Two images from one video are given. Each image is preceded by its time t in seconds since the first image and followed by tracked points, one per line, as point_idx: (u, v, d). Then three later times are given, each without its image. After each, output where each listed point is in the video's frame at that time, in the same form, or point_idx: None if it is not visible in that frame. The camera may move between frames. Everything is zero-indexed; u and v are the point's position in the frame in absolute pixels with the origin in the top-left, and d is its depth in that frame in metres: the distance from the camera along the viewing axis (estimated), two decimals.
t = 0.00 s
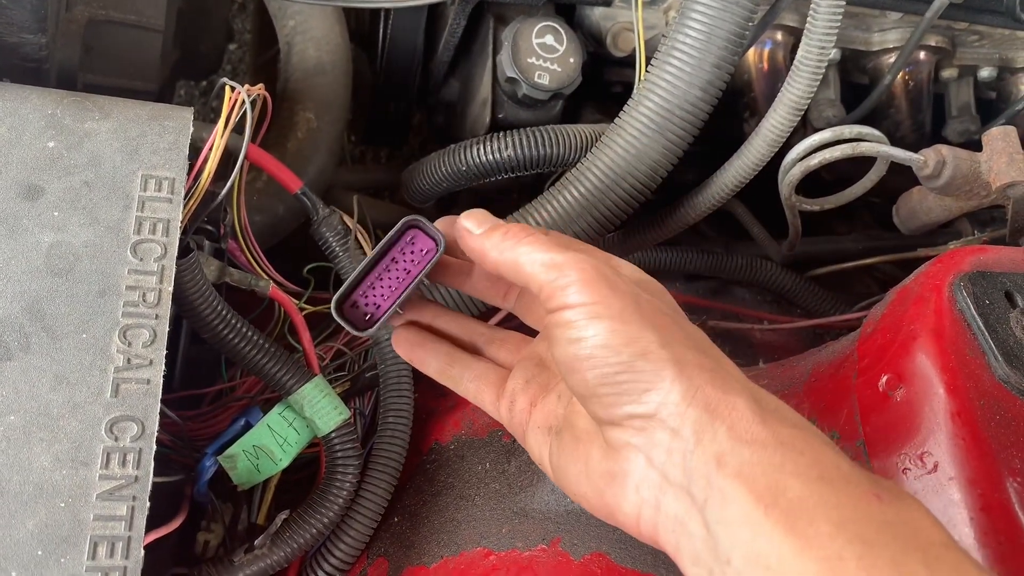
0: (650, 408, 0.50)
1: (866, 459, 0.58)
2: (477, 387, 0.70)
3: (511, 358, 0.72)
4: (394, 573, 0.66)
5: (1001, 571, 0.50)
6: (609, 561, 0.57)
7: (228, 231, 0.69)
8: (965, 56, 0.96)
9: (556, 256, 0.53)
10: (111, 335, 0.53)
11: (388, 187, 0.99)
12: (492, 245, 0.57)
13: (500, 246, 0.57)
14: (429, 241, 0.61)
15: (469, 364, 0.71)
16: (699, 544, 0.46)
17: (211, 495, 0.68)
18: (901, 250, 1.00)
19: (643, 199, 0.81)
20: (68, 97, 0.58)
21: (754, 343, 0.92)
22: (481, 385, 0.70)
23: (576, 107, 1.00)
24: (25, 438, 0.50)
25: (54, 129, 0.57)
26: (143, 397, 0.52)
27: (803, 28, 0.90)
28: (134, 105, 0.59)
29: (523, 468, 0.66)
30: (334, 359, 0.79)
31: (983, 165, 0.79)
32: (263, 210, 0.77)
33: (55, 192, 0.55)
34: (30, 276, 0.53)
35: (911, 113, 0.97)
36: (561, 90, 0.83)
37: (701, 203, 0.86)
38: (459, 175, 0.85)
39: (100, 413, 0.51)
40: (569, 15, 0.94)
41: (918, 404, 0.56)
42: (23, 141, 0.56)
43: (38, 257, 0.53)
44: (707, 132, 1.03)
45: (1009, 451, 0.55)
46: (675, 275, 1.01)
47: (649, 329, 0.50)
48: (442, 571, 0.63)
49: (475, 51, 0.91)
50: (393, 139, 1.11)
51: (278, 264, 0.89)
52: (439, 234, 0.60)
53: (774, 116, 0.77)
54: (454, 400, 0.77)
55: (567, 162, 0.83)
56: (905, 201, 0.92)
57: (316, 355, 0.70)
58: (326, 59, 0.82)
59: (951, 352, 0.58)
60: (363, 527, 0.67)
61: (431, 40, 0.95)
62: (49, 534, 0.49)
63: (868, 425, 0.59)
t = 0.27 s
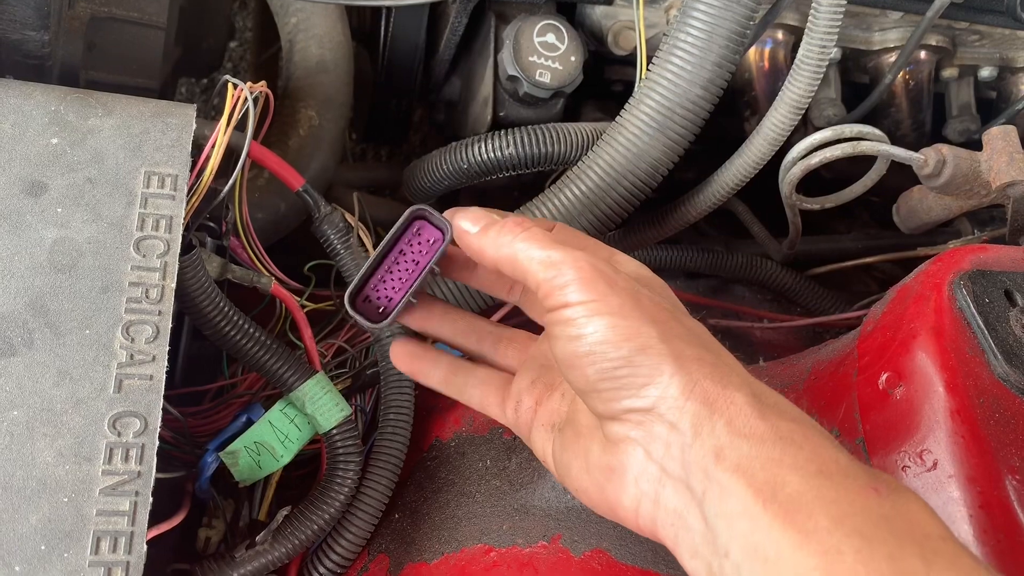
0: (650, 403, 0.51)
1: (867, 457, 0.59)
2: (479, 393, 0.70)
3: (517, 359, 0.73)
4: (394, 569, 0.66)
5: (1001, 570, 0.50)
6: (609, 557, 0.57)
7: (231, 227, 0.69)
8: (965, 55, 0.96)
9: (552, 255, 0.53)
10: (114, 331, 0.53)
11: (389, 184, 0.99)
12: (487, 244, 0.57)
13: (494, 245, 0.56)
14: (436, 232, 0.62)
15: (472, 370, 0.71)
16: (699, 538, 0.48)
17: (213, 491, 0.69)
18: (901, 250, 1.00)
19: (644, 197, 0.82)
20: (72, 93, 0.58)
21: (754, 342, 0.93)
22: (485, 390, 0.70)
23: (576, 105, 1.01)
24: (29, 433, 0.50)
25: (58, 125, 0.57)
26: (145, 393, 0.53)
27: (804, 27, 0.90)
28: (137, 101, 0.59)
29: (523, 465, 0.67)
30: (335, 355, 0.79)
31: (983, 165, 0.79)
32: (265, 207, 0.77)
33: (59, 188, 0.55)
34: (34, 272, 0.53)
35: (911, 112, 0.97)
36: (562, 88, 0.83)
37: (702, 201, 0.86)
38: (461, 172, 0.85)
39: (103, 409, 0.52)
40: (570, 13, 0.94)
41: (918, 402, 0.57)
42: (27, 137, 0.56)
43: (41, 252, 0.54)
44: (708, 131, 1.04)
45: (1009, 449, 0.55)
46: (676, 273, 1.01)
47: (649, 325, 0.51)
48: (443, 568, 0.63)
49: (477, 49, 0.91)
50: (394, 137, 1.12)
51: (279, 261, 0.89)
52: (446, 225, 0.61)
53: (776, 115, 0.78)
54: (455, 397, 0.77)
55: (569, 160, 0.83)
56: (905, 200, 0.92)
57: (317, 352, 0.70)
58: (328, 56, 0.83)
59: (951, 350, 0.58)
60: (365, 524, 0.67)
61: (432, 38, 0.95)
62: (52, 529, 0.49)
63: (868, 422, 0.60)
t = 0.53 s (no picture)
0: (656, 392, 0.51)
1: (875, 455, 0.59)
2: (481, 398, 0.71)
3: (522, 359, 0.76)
4: (400, 567, 0.66)
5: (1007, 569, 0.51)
6: (617, 556, 0.58)
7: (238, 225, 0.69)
8: (972, 55, 0.96)
9: (556, 242, 0.54)
10: (123, 327, 0.53)
11: (394, 182, 0.99)
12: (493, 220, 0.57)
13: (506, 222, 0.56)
14: (462, 216, 0.65)
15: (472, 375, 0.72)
16: (707, 526, 0.48)
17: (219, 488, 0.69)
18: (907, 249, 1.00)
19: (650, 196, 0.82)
20: (80, 90, 0.58)
21: (760, 342, 0.93)
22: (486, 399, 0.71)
23: (582, 103, 1.00)
24: (37, 429, 0.50)
25: (66, 121, 0.57)
26: (154, 390, 0.53)
27: (811, 26, 0.89)
28: (145, 98, 0.59)
29: (530, 463, 0.67)
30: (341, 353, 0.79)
31: (991, 164, 0.79)
32: (271, 204, 0.77)
33: (67, 185, 0.55)
34: (43, 268, 0.53)
35: (918, 112, 0.97)
36: (569, 86, 0.83)
37: (709, 199, 0.87)
38: (467, 170, 0.85)
39: (111, 405, 0.52)
40: (576, 10, 0.93)
41: (926, 402, 0.57)
42: (35, 133, 0.56)
43: (50, 249, 0.54)
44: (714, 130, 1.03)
45: (1016, 449, 0.55)
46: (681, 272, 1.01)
47: (650, 314, 0.51)
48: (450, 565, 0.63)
49: (483, 46, 0.91)
50: (399, 134, 1.12)
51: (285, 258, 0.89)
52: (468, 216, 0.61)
53: (783, 113, 0.77)
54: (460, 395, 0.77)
55: (575, 158, 0.83)
56: (912, 199, 0.92)
57: (324, 349, 0.70)
58: (334, 53, 0.82)
59: (959, 350, 0.58)
60: (371, 521, 0.67)
61: (438, 36, 0.95)
62: (61, 525, 0.49)
63: (876, 422, 0.60)
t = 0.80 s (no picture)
0: (705, 333, 0.59)
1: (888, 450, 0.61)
2: (534, 357, 0.72)
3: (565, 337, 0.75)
4: (408, 565, 0.66)
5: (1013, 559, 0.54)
6: (625, 554, 0.58)
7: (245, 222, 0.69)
8: (982, 53, 0.95)
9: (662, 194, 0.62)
10: (131, 323, 0.53)
11: (400, 179, 0.99)
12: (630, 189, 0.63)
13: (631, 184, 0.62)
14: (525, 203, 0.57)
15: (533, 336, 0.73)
16: (741, 459, 0.53)
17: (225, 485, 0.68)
18: (915, 248, 1.00)
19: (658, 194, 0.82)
20: (88, 84, 0.58)
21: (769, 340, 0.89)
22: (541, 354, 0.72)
23: (589, 100, 1.00)
24: (47, 425, 0.50)
25: (74, 116, 0.56)
26: (162, 386, 0.53)
27: (821, 23, 0.89)
28: (153, 93, 0.58)
29: (537, 460, 0.66)
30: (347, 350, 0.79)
31: (1001, 163, 0.79)
32: (279, 200, 0.77)
33: (75, 180, 0.55)
34: (52, 264, 0.53)
35: (927, 109, 0.96)
36: (577, 82, 0.82)
37: (718, 197, 0.87)
38: (475, 167, 0.85)
39: (120, 402, 0.52)
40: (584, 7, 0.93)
41: (938, 400, 0.59)
42: (44, 128, 0.56)
43: (59, 244, 0.53)
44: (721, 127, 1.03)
45: None
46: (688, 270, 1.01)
47: (723, 265, 0.59)
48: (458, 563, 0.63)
49: (490, 42, 0.91)
50: (405, 131, 1.11)
51: (292, 254, 0.89)
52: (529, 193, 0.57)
53: (793, 111, 0.77)
54: (467, 392, 0.76)
55: (583, 155, 0.83)
56: (922, 198, 0.92)
57: (331, 346, 0.70)
58: (342, 49, 0.82)
59: (971, 350, 0.60)
60: (378, 518, 0.67)
61: (445, 32, 0.94)
62: (71, 521, 0.49)
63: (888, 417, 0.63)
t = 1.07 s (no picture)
0: (744, 298, 0.60)
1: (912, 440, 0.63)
2: (586, 343, 0.76)
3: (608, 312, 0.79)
4: (422, 557, 0.66)
5: None
6: (643, 546, 0.58)
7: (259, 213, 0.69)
8: (997, 46, 0.93)
9: (652, 189, 0.62)
10: (148, 312, 0.53)
11: (412, 172, 0.99)
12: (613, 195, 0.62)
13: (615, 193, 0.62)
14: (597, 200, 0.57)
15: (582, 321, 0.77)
16: (789, 412, 0.56)
17: (239, 475, 0.68)
18: (929, 243, 0.99)
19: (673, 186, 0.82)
20: (103, 73, 0.57)
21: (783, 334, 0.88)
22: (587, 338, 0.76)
23: (601, 92, 0.99)
24: (64, 413, 0.50)
25: (90, 104, 0.56)
26: (178, 375, 0.52)
27: (836, 15, 0.88)
28: (168, 81, 0.58)
29: (553, 453, 0.66)
30: (361, 341, 0.79)
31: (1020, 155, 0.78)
32: (292, 191, 0.77)
33: (92, 168, 0.55)
34: (68, 252, 0.53)
35: (942, 103, 0.95)
36: (591, 74, 0.82)
37: (732, 189, 0.88)
38: (488, 158, 0.84)
39: (136, 390, 0.51)
40: None
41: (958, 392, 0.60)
42: (60, 116, 0.55)
43: (75, 232, 0.53)
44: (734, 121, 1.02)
45: None
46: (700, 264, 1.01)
47: (740, 231, 0.60)
48: (472, 555, 0.62)
49: (503, 34, 0.90)
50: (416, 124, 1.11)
51: (304, 246, 0.88)
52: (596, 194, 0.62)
53: (810, 103, 0.77)
54: (481, 384, 0.76)
55: (597, 147, 0.83)
56: (939, 190, 0.92)
57: (346, 338, 0.70)
58: (356, 40, 0.82)
59: (991, 343, 0.60)
60: (392, 509, 0.67)
61: (457, 24, 0.94)
62: (87, 510, 0.49)
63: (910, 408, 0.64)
